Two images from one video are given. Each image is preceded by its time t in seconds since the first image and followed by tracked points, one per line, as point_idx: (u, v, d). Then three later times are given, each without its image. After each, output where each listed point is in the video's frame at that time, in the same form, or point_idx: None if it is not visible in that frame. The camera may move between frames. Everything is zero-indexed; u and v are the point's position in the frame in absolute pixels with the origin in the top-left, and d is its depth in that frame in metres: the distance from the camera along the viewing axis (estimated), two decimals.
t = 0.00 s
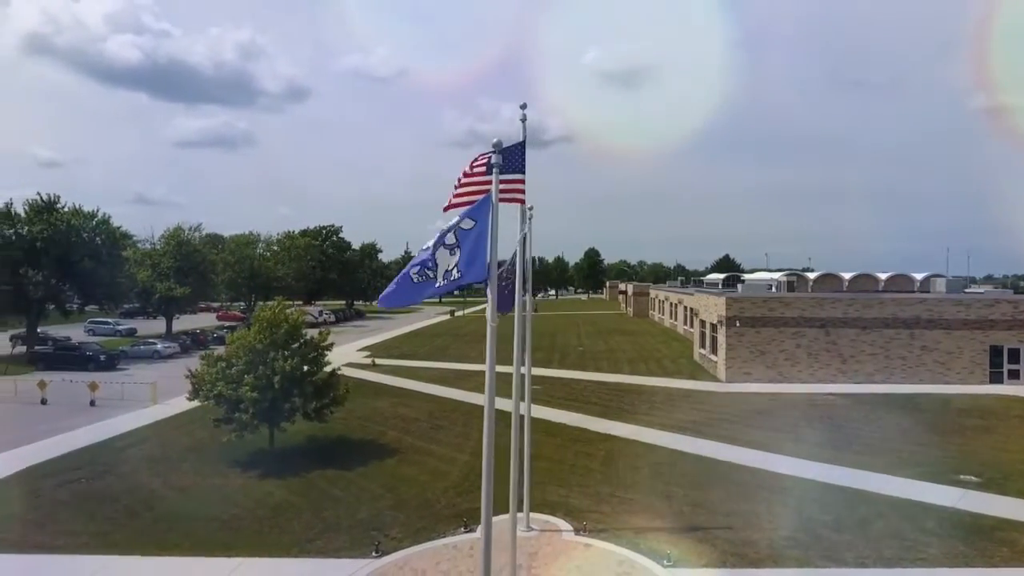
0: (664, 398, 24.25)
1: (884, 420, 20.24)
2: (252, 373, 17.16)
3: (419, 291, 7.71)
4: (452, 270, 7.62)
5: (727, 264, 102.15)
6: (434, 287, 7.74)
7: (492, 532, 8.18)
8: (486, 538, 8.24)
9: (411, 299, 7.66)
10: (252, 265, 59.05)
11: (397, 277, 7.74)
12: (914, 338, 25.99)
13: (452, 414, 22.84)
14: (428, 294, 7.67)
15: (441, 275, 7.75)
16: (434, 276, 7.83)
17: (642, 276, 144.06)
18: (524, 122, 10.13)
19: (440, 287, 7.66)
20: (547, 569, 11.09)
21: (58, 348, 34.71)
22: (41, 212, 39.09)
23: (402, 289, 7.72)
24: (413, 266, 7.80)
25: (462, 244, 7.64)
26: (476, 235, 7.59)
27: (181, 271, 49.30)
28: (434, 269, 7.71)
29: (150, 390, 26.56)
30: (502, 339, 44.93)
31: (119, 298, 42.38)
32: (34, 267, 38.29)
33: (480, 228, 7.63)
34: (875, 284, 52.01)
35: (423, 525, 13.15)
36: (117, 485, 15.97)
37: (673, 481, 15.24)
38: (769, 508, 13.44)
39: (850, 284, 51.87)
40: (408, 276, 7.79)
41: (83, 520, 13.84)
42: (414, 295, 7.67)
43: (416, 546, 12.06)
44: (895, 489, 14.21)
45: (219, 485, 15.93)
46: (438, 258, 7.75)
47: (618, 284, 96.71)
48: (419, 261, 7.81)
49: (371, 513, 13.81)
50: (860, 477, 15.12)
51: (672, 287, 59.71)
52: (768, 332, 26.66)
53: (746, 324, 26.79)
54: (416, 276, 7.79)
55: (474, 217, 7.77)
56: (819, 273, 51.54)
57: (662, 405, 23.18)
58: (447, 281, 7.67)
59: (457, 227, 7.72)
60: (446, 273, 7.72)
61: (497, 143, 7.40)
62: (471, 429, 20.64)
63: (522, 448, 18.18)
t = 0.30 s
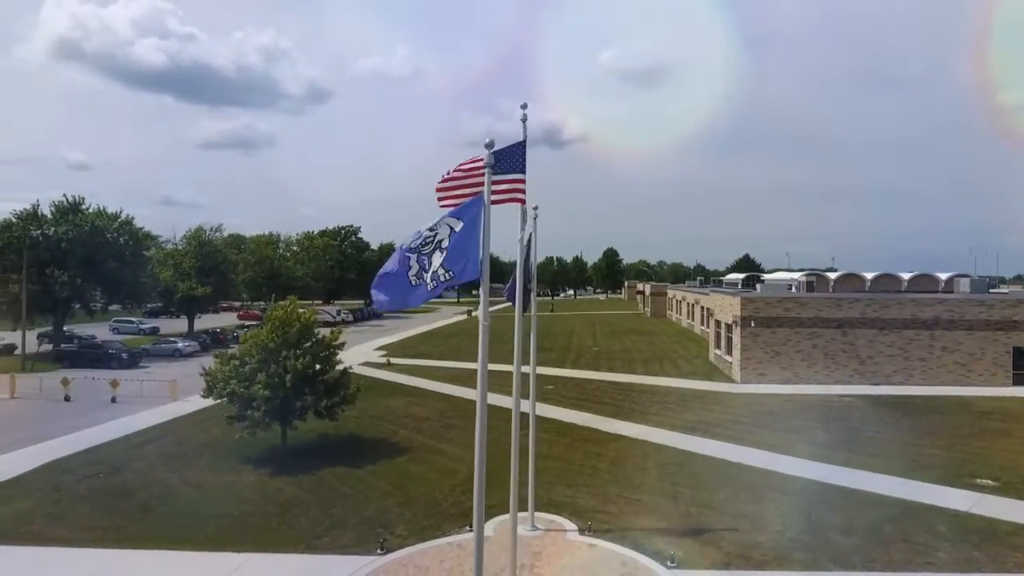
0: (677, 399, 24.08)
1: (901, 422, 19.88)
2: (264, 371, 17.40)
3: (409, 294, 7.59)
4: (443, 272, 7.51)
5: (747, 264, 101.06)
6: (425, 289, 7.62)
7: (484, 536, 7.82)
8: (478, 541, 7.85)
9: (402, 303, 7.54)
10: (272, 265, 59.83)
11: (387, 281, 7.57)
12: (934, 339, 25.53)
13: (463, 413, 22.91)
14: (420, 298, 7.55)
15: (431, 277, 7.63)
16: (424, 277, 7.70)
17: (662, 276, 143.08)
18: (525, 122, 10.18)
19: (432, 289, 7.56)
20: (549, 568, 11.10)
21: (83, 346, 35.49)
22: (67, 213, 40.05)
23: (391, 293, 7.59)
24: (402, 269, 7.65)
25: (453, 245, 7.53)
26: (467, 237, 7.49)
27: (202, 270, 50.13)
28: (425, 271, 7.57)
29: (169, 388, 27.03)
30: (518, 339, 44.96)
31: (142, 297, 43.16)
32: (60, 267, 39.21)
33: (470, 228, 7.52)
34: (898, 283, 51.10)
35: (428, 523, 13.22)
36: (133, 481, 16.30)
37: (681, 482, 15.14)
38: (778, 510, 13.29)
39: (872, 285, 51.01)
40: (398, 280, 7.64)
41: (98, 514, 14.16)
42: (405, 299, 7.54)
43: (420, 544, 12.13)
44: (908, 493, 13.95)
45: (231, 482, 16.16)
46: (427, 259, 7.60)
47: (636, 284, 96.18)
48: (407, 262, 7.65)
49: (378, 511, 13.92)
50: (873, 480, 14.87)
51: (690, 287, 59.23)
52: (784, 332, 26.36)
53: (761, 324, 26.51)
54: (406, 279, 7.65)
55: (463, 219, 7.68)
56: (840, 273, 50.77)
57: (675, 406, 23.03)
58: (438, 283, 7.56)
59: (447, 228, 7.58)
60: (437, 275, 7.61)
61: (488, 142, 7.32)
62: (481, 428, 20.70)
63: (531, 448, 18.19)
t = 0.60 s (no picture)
0: (686, 399, 23.95)
1: (914, 424, 19.61)
2: (273, 370, 17.58)
3: (400, 295, 7.35)
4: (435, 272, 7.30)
5: (763, 264, 100.11)
6: (416, 290, 7.38)
7: (477, 536, 7.68)
8: (470, 540, 7.72)
9: (393, 305, 7.30)
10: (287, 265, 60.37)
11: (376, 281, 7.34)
12: (950, 340, 25.18)
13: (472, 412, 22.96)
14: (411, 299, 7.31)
15: (422, 277, 7.40)
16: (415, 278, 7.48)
17: (677, 276, 142.18)
18: (525, 122, 10.18)
19: (423, 289, 7.32)
20: (550, 567, 11.10)
21: (101, 345, 36.09)
22: (86, 214, 40.74)
23: (381, 295, 7.32)
24: (392, 270, 7.42)
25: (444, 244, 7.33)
26: (459, 235, 7.31)
27: (218, 270, 50.73)
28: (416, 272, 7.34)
29: (183, 386, 27.41)
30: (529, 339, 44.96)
31: (159, 297, 43.78)
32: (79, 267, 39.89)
33: (461, 227, 7.34)
34: (916, 284, 50.31)
35: (432, 521, 13.31)
36: (145, 477, 16.58)
37: (686, 483, 15.06)
38: (783, 511, 13.19)
39: (890, 285, 50.26)
40: (387, 281, 7.41)
41: (109, 509, 14.41)
42: (395, 300, 7.29)
43: (423, 542, 12.21)
44: (917, 495, 13.77)
45: (239, 479, 16.36)
46: (416, 261, 7.37)
47: (651, 285, 95.69)
48: (397, 262, 7.43)
49: (384, 508, 14.04)
50: (882, 482, 14.69)
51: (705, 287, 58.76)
52: (796, 333, 26.09)
53: (773, 324, 26.26)
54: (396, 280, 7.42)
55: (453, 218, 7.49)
56: (857, 273, 50.11)
57: (684, 406, 22.90)
58: (430, 284, 7.33)
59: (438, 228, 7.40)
60: (428, 275, 7.39)
61: (480, 141, 7.26)
62: (489, 427, 20.73)
63: (538, 447, 18.18)
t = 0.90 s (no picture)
0: (697, 399, 23.80)
1: (929, 426, 19.29)
2: (284, 369, 17.84)
3: (393, 297, 7.37)
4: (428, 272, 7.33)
5: (783, 263, 98.89)
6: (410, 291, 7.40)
7: (466, 534, 7.73)
8: (461, 538, 7.75)
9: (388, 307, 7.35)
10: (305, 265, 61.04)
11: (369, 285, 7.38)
12: (969, 341, 24.73)
13: (482, 411, 23.04)
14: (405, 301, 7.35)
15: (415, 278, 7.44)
16: (408, 279, 7.52)
17: (696, 276, 141.05)
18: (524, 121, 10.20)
19: (416, 290, 7.36)
20: (552, 566, 11.13)
21: (123, 344, 36.83)
22: (109, 216, 41.58)
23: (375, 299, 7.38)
24: (384, 272, 7.44)
25: (434, 244, 7.34)
26: (448, 235, 7.32)
27: (237, 270, 51.46)
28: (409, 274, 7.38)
29: (199, 384, 27.89)
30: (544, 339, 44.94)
31: (179, 297, 44.53)
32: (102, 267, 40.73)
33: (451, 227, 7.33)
34: (939, 284, 49.33)
35: (436, 519, 13.41)
36: (159, 472, 16.92)
37: (693, 484, 14.96)
38: (789, 513, 13.06)
39: (912, 284, 49.34)
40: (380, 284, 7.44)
41: (123, 504, 14.72)
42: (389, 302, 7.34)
43: (426, 539, 12.31)
44: (928, 498, 13.55)
45: (250, 476, 16.62)
46: (409, 262, 7.40)
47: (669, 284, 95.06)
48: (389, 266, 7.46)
49: (390, 506, 14.17)
50: (892, 485, 14.49)
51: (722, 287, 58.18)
52: (811, 333, 25.79)
53: (787, 324, 25.99)
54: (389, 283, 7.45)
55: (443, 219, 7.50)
56: (878, 273, 49.30)
57: (695, 407, 22.76)
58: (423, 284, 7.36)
59: (428, 229, 7.41)
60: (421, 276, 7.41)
61: (470, 142, 7.29)
62: (498, 426, 20.77)
63: (545, 447, 18.20)
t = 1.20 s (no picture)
0: (707, 400, 23.65)
1: (943, 428, 19.02)
2: (293, 368, 18.03)
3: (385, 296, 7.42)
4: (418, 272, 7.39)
5: (800, 263, 97.93)
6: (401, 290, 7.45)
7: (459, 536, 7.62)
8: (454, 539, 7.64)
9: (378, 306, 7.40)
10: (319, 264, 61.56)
11: (358, 283, 7.39)
12: (985, 342, 24.39)
13: (491, 409, 23.10)
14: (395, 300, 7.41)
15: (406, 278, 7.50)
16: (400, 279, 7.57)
17: (712, 276, 140.02)
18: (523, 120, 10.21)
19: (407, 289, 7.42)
20: (552, 565, 11.15)
21: (140, 343, 37.41)
22: (127, 217, 42.24)
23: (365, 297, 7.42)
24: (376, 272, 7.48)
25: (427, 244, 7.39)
26: (442, 236, 7.38)
27: (253, 270, 52.01)
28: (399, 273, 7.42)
29: (213, 383, 28.25)
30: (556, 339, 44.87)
31: (195, 296, 45.10)
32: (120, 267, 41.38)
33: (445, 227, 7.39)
34: (958, 284, 48.57)
35: (440, 518, 13.50)
36: (170, 469, 17.18)
37: (699, 484, 14.88)
38: (796, 514, 12.95)
39: (931, 284, 48.57)
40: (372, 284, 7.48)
41: (135, 500, 14.97)
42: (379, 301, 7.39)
43: (429, 537, 12.38)
44: (937, 501, 13.36)
45: (259, 473, 16.81)
46: (401, 261, 7.43)
47: (684, 284, 94.47)
48: (380, 264, 7.47)
49: (395, 504, 14.27)
50: (901, 486, 14.31)
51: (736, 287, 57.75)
52: (823, 333, 25.51)
53: (799, 325, 25.74)
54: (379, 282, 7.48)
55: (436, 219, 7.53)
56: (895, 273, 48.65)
57: (705, 407, 22.63)
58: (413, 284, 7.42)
59: (420, 230, 7.48)
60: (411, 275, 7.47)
61: (463, 144, 7.33)
62: (506, 425, 20.81)
63: (552, 447, 18.20)
